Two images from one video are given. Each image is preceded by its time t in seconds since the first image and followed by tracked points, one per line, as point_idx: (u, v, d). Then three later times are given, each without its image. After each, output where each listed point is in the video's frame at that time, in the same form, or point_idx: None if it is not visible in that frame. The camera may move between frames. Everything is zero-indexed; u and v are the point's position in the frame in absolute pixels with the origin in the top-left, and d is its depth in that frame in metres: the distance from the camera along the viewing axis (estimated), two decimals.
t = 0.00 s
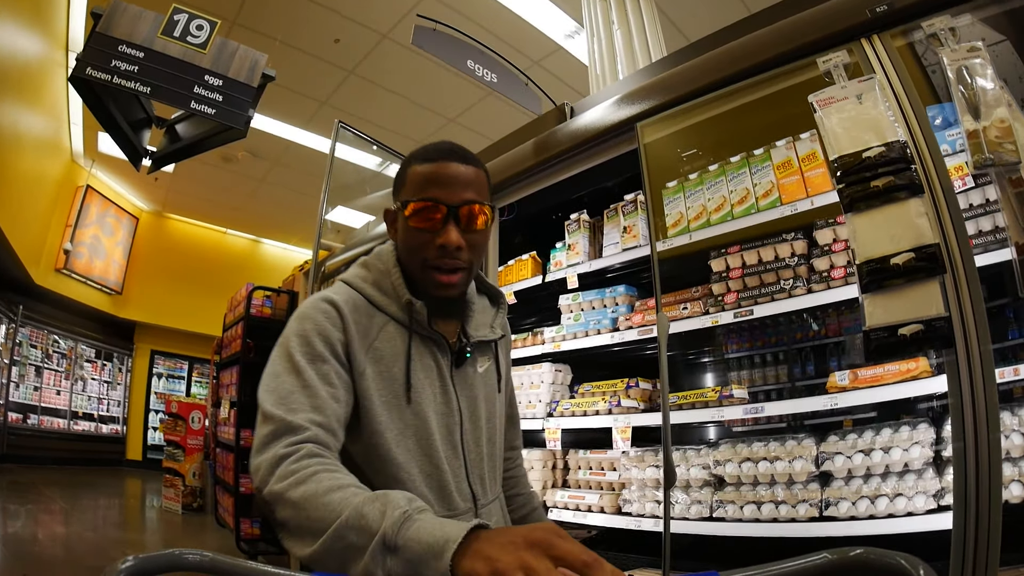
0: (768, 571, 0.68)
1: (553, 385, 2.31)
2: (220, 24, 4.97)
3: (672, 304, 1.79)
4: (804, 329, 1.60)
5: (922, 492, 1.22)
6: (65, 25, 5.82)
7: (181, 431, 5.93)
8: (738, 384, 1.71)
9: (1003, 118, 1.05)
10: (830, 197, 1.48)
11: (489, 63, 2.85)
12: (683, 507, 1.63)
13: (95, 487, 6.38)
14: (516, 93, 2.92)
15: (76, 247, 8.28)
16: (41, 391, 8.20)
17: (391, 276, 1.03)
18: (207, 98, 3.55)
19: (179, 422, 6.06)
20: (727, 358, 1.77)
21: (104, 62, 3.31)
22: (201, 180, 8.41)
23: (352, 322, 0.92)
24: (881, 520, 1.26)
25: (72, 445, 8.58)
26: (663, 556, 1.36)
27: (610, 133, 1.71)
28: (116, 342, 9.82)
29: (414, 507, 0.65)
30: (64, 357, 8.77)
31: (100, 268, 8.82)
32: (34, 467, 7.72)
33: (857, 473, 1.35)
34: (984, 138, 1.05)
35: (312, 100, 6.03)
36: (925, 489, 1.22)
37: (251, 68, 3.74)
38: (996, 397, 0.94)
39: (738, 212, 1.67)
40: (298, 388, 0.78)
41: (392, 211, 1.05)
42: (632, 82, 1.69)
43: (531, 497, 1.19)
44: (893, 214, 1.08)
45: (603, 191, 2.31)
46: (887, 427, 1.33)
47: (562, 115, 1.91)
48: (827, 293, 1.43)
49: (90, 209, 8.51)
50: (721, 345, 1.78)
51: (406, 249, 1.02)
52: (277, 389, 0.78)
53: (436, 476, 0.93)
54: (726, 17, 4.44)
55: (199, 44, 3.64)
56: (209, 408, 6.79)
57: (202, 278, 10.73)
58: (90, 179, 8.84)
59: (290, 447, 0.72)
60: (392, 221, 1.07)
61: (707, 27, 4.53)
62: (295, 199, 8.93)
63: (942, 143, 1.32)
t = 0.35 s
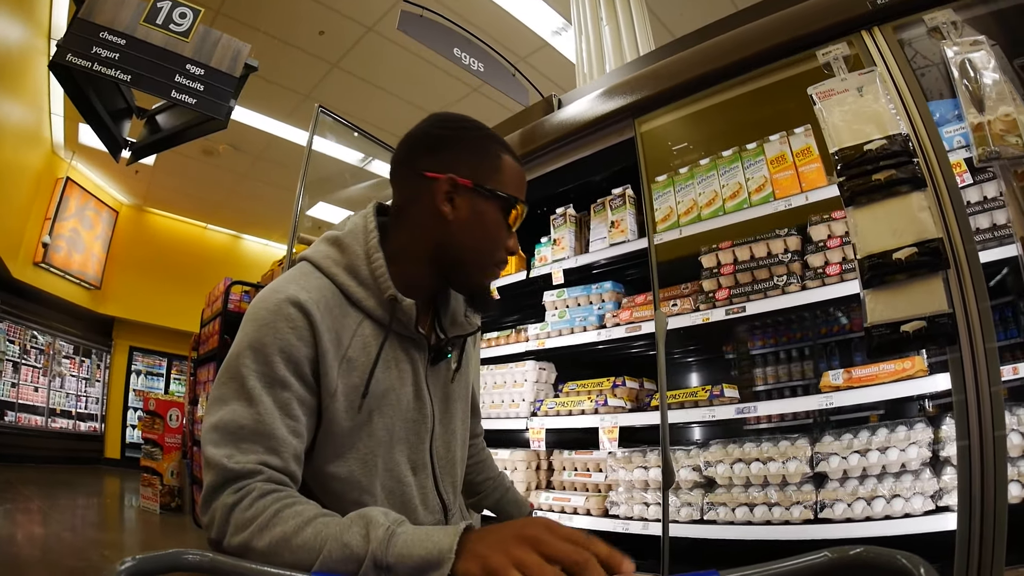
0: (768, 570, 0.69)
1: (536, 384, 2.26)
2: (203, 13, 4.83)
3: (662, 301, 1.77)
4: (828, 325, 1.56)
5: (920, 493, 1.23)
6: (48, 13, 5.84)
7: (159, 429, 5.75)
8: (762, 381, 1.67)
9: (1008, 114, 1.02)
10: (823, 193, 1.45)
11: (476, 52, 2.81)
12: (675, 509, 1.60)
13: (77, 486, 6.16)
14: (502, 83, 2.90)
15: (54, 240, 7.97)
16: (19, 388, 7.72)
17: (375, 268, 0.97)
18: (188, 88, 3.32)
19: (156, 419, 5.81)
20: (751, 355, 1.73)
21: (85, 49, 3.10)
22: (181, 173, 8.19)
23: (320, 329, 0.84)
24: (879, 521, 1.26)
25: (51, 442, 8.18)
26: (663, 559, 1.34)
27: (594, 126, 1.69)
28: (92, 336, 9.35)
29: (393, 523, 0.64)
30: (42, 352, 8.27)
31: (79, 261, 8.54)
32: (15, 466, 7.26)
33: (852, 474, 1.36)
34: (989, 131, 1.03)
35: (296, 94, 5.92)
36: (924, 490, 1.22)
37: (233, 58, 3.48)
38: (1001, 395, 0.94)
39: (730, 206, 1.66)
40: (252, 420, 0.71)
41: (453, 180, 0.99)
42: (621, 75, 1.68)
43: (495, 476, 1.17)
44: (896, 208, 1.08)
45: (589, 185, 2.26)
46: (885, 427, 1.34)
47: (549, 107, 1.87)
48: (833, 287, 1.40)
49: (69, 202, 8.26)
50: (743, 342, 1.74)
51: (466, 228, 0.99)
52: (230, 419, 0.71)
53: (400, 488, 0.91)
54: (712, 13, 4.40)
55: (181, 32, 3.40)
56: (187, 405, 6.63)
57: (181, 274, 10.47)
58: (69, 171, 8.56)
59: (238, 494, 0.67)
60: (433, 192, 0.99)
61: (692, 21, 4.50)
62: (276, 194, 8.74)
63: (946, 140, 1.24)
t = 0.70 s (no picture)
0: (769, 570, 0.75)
1: (527, 384, 2.23)
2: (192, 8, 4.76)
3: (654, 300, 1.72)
4: (806, 327, 1.55)
5: (917, 494, 1.22)
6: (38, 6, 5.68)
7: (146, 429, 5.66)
8: (739, 383, 1.65)
9: (1008, 112, 1.01)
10: (817, 191, 1.45)
11: (468, 49, 2.80)
12: (668, 511, 1.59)
13: (63, 487, 6.04)
14: (494, 79, 2.87)
15: (42, 238, 7.82)
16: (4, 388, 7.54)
17: (452, 274, 1.03)
18: (177, 83, 3.22)
19: (143, 418, 5.72)
20: (728, 357, 1.72)
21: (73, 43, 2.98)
22: (170, 170, 8.07)
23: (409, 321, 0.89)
24: (875, 523, 1.26)
25: (37, 442, 8.04)
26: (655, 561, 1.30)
27: (587, 121, 1.66)
28: (80, 335, 9.18)
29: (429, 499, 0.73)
30: (28, 351, 8.11)
31: (66, 259, 8.39)
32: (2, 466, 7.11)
33: (849, 476, 1.35)
34: (989, 129, 1.01)
35: (286, 91, 5.86)
36: (920, 491, 1.21)
37: (223, 52, 3.35)
38: (1001, 394, 0.94)
39: (724, 205, 1.64)
40: (333, 389, 0.76)
41: (524, 227, 1.11)
42: (608, 73, 1.66)
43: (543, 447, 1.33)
44: (895, 205, 1.07)
45: (581, 183, 2.23)
46: (878, 428, 1.33)
47: (540, 103, 1.84)
48: (830, 287, 1.40)
49: (57, 199, 8.12)
50: (722, 343, 1.73)
51: (530, 269, 1.11)
52: (314, 383, 0.76)
53: (457, 481, 0.94)
54: (701, 12, 4.41)
55: (170, 27, 3.28)
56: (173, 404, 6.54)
57: (169, 273, 10.32)
58: (58, 168, 8.41)
59: (300, 441, 0.73)
60: (508, 230, 1.10)
61: (681, 20, 4.50)
62: (265, 192, 8.64)
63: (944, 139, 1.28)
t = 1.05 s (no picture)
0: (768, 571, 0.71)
1: (521, 384, 2.19)
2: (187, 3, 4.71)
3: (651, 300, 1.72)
4: (810, 327, 1.56)
5: (915, 495, 1.21)
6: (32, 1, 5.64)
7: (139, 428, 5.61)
8: (744, 383, 1.64)
9: (1009, 112, 1.00)
10: (815, 190, 1.44)
11: (463, 44, 2.78)
12: (665, 513, 1.58)
13: (54, 487, 5.97)
14: (490, 77, 2.85)
15: (36, 235, 7.73)
16: None
17: (473, 282, 1.12)
18: (171, 80, 3.16)
19: (136, 418, 5.86)
20: (732, 357, 1.70)
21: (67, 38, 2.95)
22: (165, 168, 8.01)
23: (439, 321, 0.99)
24: (874, 524, 1.25)
25: (29, 441, 7.95)
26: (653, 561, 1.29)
27: (584, 119, 1.65)
28: (74, 334, 9.10)
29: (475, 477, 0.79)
30: (22, 349, 8.02)
31: (60, 257, 8.30)
32: None
33: (847, 476, 1.35)
34: (991, 128, 1.00)
35: (281, 89, 5.83)
36: (919, 492, 1.21)
37: (218, 50, 3.33)
38: (1001, 394, 0.94)
39: (721, 204, 1.63)
40: (379, 377, 0.84)
41: (508, 233, 1.19)
42: (604, 71, 1.65)
43: (554, 442, 1.45)
44: (894, 204, 1.07)
45: (577, 181, 2.22)
46: (876, 428, 1.33)
47: (536, 101, 1.81)
48: (827, 287, 1.40)
49: (51, 196, 8.03)
50: (726, 343, 1.71)
51: (513, 271, 1.17)
52: (361, 371, 0.84)
53: (480, 468, 1.02)
54: (696, 11, 4.41)
55: (166, 23, 3.24)
56: (167, 403, 6.48)
57: (162, 271, 10.24)
58: (52, 165, 8.32)
59: (358, 426, 0.79)
60: (495, 240, 1.21)
61: (676, 19, 4.50)
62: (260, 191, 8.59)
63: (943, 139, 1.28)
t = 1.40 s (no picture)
0: (768, 570, 0.71)
1: (521, 384, 2.19)
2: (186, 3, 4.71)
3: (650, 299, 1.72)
4: (810, 327, 1.56)
5: (915, 495, 1.21)
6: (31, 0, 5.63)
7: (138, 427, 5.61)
8: (745, 383, 1.63)
9: (1009, 111, 1.00)
10: (815, 190, 1.44)
11: (462, 44, 2.77)
12: (665, 513, 1.58)
13: (52, 487, 5.95)
14: (489, 76, 2.85)
15: (34, 235, 7.72)
16: None
17: (441, 275, 1.12)
18: (169, 79, 3.15)
19: (136, 418, 5.75)
20: (733, 356, 1.69)
21: (66, 38, 2.95)
22: (164, 167, 7.99)
23: (405, 317, 0.99)
24: (874, 524, 1.25)
25: (27, 442, 7.93)
26: (653, 561, 1.29)
27: (584, 118, 1.65)
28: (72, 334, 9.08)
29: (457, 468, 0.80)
30: (20, 349, 8.01)
31: (59, 256, 8.29)
32: None
33: (847, 476, 1.35)
34: (991, 128, 1.00)
35: (280, 88, 5.83)
36: (919, 492, 1.21)
37: (217, 50, 3.32)
38: (1002, 394, 0.94)
39: (721, 203, 1.64)
40: (346, 380, 0.84)
41: (496, 227, 1.19)
42: (604, 71, 1.64)
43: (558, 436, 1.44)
44: (894, 204, 1.07)
45: (576, 181, 2.22)
46: (876, 428, 1.34)
47: (535, 100, 1.81)
48: (827, 286, 1.39)
49: (49, 196, 8.01)
50: (726, 343, 1.71)
51: (503, 266, 1.18)
52: (326, 375, 0.84)
53: (468, 457, 1.01)
54: (695, 11, 4.42)
55: (165, 23, 3.23)
56: (165, 403, 6.46)
57: (161, 271, 10.22)
58: (50, 165, 8.30)
59: (332, 432, 0.80)
60: (480, 231, 1.20)
61: (675, 19, 4.51)
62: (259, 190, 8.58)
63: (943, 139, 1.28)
